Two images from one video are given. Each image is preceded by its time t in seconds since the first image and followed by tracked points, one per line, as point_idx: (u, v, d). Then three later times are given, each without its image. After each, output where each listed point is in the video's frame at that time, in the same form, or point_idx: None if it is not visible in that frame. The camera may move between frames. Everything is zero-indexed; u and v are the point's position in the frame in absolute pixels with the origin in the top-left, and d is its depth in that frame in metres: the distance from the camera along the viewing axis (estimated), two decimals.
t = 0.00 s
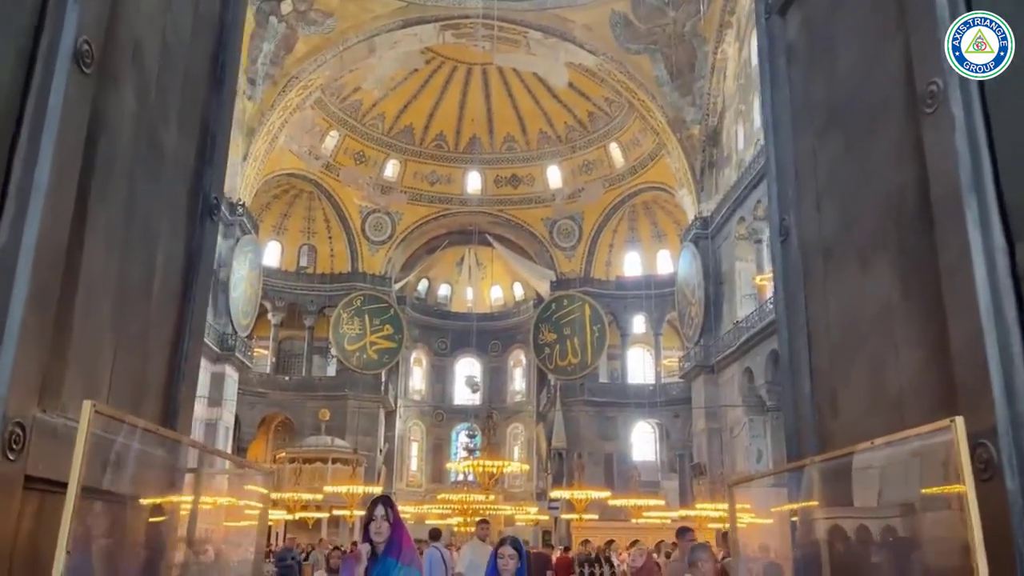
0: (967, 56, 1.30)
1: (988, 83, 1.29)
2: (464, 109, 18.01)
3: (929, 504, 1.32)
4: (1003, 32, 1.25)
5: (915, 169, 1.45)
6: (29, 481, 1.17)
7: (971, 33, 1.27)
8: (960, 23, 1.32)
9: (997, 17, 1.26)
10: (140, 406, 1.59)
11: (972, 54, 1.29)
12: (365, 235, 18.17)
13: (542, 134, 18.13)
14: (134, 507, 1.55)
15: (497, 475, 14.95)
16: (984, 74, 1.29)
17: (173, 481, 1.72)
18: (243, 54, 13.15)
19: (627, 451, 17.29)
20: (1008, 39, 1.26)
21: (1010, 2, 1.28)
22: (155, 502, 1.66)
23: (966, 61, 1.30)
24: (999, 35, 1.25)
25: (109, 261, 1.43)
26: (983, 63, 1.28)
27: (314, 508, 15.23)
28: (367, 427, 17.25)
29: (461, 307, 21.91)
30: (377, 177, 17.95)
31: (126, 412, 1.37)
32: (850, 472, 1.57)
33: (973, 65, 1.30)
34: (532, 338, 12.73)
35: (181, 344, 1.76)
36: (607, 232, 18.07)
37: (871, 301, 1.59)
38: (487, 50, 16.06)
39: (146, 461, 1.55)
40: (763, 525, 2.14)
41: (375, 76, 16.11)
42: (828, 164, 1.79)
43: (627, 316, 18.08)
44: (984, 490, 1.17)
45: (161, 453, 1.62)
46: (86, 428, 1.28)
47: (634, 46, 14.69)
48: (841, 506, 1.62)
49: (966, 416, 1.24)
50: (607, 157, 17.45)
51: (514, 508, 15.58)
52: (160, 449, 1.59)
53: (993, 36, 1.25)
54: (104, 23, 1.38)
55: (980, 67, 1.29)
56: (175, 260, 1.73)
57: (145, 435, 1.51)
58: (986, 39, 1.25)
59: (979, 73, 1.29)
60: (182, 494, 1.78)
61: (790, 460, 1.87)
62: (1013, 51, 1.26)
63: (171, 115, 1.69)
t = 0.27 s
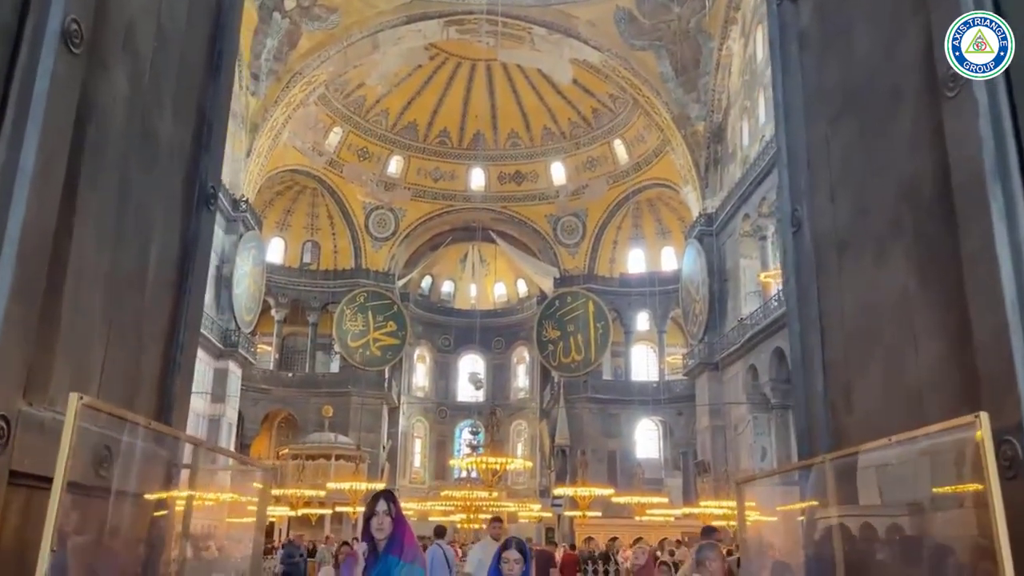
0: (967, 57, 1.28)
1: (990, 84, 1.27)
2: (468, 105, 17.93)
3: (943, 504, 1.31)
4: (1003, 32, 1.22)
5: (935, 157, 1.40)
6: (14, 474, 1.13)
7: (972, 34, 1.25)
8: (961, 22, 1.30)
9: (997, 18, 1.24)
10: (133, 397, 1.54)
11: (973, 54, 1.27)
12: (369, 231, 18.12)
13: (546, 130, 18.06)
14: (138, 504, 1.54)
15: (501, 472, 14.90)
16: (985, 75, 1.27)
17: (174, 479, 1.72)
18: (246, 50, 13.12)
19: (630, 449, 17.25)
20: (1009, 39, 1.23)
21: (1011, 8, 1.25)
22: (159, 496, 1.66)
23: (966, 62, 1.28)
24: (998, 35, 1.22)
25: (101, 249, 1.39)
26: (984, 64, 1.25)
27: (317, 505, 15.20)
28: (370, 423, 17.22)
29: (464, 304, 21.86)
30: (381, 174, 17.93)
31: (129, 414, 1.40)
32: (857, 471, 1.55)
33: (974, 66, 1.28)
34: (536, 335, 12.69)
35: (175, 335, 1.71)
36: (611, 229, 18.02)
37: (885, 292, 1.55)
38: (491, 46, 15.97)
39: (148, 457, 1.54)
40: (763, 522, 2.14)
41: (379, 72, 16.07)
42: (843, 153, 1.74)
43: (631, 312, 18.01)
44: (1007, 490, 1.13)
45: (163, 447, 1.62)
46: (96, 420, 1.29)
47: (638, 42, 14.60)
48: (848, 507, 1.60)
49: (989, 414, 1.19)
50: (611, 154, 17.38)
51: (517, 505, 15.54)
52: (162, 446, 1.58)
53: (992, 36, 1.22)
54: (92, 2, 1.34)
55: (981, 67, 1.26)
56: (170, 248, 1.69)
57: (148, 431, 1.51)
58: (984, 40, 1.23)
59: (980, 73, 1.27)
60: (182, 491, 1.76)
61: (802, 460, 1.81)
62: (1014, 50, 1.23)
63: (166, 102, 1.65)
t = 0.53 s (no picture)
0: (968, 55, 1.45)
1: (989, 82, 1.43)
2: (469, 99, 17.86)
3: (946, 499, 1.47)
4: (1002, 32, 1.36)
5: (954, 136, 1.51)
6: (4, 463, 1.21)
7: (973, 31, 1.41)
8: (962, 22, 1.46)
9: (997, 16, 1.37)
10: (129, 383, 1.60)
11: (973, 52, 1.44)
12: (369, 226, 18.06)
13: (547, 125, 18.00)
14: (139, 498, 1.67)
15: (501, 466, 14.87)
16: (986, 74, 1.42)
17: (173, 472, 1.85)
18: (246, 44, 13.05)
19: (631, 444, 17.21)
20: (1008, 39, 1.37)
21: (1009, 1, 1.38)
22: (158, 491, 1.79)
23: (968, 61, 1.45)
24: (997, 35, 1.37)
25: (91, 225, 1.45)
26: (983, 62, 1.41)
27: (317, 499, 15.16)
28: (370, 418, 17.20)
29: (465, 300, 21.81)
30: (381, 168, 17.85)
31: (130, 402, 1.49)
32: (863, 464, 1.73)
33: (975, 65, 1.44)
34: (537, 330, 12.66)
35: (174, 318, 1.77)
36: (612, 224, 17.97)
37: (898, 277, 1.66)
38: (492, 40, 15.90)
39: (149, 452, 1.66)
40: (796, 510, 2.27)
41: (380, 66, 16.03)
42: (854, 134, 1.84)
43: (632, 308, 17.95)
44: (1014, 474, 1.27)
45: (166, 439, 1.75)
46: (100, 416, 1.40)
47: (639, 37, 14.48)
48: (856, 499, 1.79)
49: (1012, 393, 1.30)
50: (613, 149, 17.32)
51: (518, 500, 15.51)
52: (163, 436, 1.68)
53: (992, 37, 1.37)
54: None
55: (981, 66, 1.42)
56: (165, 233, 1.75)
57: (154, 424, 1.63)
58: (986, 39, 1.38)
59: (980, 72, 1.43)
60: (180, 485, 1.93)
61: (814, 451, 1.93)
62: (1012, 49, 1.37)
63: (160, 79, 1.74)
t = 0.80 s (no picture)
0: (968, 55, 1.95)
1: (989, 78, 1.92)
2: (470, 93, 17.81)
3: (949, 496, 1.95)
4: (1003, 33, 1.85)
5: (973, 119, 2.00)
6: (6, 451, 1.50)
7: (974, 31, 1.92)
8: (963, 23, 1.99)
9: (995, 18, 1.89)
10: (118, 367, 2.02)
11: (972, 52, 1.94)
12: (370, 221, 17.99)
13: (548, 120, 17.96)
14: (139, 490, 1.92)
15: (502, 461, 14.83)
16: (987, 73, 1.92)
17: (170, 467, 2.08)
18: (246, 38, 12.99)
19: (631, 440, 17.11)
20: (1008, 40, 1.84)
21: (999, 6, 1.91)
22: (157, 486, 2.02)
23: (967, 60, 1.96)
24: (998, 36, 1.85)
25: (82, 207, 1.88)
26: (984, 61, 1.91)
27: (318, 495, 15.08)
28: (370, 414, 17.12)
29: (465, 295, 21.69)
30: (381, 163, 17.76)
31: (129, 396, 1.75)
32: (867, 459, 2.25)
33: (975, 65, 1.94)
34: (538, 326, 12.61)
35: (166, 315, 2.23)
36: (613, 219, 17.89)
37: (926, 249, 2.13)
38: (493, 35, 15.84)
39: (151, 445, 1.92)
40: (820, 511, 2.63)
41: (381, 60, 15.97)
42: (871, 128, 2.37)
43: (633, 304, 17.84)
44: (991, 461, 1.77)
45: (163, 431, 1.98)
46: (98, 411, 1.64)
47: (641, 31, 14.39)
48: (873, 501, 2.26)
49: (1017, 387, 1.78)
50: (614, 144, 17.25)
51: (518, 496, 15.46)
52: (163, 430, 1.95)
53: (992, 37, 1.86)
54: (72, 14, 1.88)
55: (982, 65, 1.92)
56: (156, 220, 2.22)
57: (154, 421, 1.90)
58: (986, 40, 1.87)
59: (979, 71, 1.94)
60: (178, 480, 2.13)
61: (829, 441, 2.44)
62: (1012, 48, 1.84)
63: (147, 92, 2.21)
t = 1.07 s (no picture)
0: (968, 53, 2.52)
1: (987, 77, 2.51)
2: (467, 84, 17.74)
3: (948, 487, 2.15)
4: (1001, 32, 2.44)
5: (988, 106, 2.53)
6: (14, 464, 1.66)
7: (974, 31, 2.50)
8: (963, 22, 2.55)
9: (994, 18, 2.47)
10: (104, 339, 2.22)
11: (972, 50, 2.51)
12: (366, 212, 17.91)
13: (545, 111, 17.88)
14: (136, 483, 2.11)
15: (499, 452, 14.82)
16: (984, 70, 2.51)
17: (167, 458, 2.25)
18: (242, 28, 12.92)
19: (628, 432, 17.10)
20: (1007, 38, 2.43)
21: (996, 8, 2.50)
22: (153, 476, 2.21)
23: (967, 59, 2.53)
24: (997, 35, 2.44)
25: (58, 187, 2.02)
26: (984, 60, 2.49)
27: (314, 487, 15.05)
28: (367, 405, 17.12)
29: (462, 287, 21.62)
30: (378, 155, 17.67)
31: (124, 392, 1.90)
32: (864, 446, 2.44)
33: (975, 63, 2.52)
34: (534, 318, 12.56)
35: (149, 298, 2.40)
36: (611, 211, 17.85)
37: (941, 235, 2.54)
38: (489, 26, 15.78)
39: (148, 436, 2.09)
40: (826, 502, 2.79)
41: (377, 51, 15.87)
42: (880, 115, 2.77)
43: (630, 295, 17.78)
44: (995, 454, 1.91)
45: (155, 422, 2.12)
46: (99, 408, 1.78)
47: (639, 22, 14.31)
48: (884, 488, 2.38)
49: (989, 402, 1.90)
50: (611, 135, 17.17)
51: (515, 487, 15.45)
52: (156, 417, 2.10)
53: (992, 37, 2.45)
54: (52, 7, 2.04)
55: (981, 64, 2.50)
56: (141, 201, 2.41)
57: (148, 407, 2.05)
58: (986, 40, 2.46)
59: (980, 69, 2.52)
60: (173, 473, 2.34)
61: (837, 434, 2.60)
62: (1009, 47, 2.43)
63: (130, 78, 2.38)
